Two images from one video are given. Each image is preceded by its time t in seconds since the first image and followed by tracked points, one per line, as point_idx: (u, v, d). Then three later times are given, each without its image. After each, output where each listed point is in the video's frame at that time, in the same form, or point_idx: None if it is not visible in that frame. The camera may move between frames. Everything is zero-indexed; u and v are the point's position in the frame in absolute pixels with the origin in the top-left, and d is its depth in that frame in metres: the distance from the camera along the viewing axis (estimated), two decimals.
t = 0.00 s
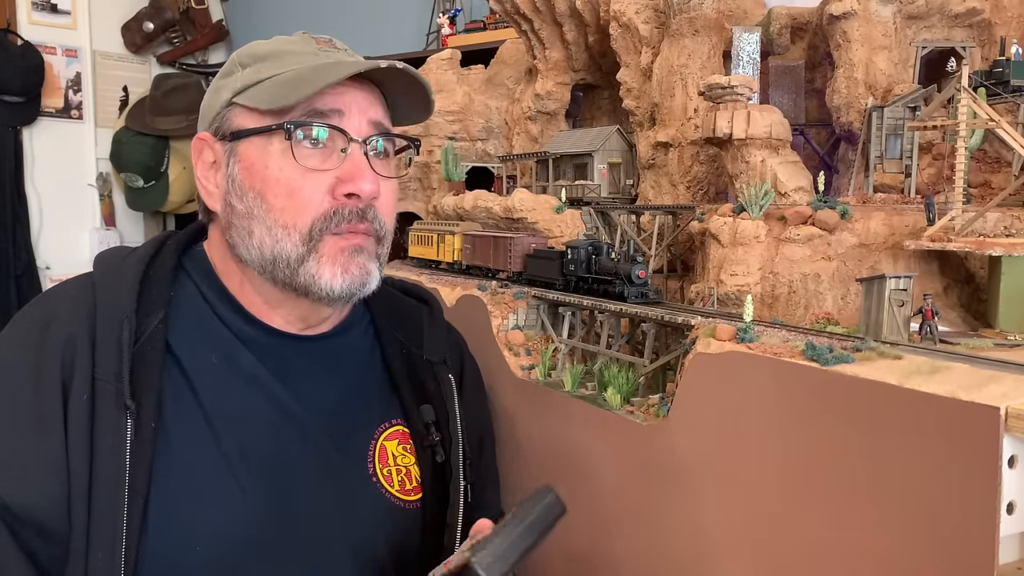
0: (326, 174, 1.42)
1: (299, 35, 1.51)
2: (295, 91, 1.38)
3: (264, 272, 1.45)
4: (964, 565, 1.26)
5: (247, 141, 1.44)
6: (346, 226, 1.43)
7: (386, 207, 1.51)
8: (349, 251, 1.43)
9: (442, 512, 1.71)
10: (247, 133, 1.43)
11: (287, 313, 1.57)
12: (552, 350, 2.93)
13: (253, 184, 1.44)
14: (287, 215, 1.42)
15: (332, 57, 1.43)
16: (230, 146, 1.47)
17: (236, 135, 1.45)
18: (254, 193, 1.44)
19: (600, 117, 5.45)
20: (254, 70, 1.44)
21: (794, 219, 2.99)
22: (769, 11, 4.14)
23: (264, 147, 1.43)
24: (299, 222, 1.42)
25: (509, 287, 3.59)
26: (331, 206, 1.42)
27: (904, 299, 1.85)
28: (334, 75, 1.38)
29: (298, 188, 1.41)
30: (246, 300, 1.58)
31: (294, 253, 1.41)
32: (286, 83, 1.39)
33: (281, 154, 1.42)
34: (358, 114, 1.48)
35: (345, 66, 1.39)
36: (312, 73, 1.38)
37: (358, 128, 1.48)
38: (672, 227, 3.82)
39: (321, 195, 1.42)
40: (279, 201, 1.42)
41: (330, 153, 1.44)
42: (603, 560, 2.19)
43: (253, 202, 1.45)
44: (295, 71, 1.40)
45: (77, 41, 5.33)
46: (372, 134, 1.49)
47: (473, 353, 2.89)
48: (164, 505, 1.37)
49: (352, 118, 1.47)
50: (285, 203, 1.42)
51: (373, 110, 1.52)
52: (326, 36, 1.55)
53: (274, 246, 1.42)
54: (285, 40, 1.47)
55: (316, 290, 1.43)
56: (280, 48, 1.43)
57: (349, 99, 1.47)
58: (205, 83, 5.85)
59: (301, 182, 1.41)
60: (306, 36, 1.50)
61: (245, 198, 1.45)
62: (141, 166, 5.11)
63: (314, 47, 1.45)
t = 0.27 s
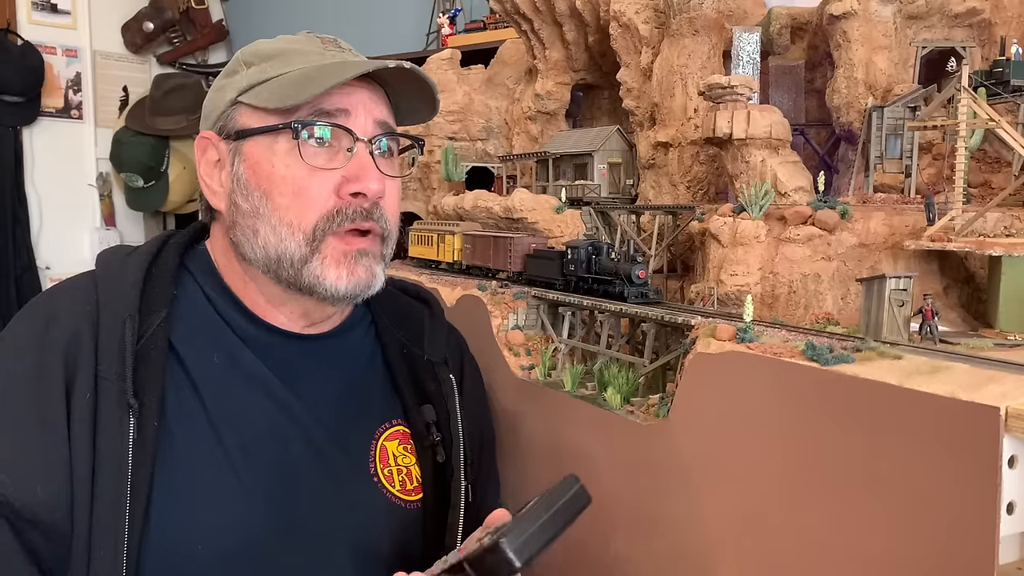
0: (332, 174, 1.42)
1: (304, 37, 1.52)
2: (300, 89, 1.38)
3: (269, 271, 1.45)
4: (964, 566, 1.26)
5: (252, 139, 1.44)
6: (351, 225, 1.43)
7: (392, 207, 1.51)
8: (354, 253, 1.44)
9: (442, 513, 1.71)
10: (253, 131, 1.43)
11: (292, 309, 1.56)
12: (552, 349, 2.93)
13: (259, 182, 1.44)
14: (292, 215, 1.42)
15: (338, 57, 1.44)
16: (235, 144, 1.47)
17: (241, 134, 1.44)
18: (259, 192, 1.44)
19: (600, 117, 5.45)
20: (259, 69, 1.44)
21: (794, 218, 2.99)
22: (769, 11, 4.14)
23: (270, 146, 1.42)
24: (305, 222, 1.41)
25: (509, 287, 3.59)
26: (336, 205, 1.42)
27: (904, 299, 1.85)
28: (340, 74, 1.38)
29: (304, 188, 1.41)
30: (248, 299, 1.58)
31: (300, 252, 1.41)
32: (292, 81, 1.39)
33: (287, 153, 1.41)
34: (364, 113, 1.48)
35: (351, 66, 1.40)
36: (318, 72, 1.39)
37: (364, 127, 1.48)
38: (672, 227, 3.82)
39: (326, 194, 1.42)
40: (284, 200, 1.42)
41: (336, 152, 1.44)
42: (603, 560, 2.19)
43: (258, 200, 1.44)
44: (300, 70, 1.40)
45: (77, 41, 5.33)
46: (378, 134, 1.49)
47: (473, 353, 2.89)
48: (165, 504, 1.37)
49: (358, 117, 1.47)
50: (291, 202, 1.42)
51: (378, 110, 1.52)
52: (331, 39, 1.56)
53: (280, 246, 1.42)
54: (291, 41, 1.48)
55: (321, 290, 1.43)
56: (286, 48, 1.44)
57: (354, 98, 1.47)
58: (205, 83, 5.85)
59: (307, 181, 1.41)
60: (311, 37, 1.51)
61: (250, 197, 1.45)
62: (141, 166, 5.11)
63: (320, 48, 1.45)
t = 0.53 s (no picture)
0: (314, 181, 1.42)
1: (294, 36, 1.49)
2: (285, 98, 1.37)
3: (260, 277, 1.46)
4: (965, 567, 1.26)
5: (240, 146, 1.45)
6: (335, 233, 1.43)
7: (383, 210, 1.50)
8: (341, 260, 1.43)
9: (444, 515, 1.72)
10: (240, 137, 1.43)
11: (290, 314, 1.56)
12: (553, 349, 2.93)
13: (247, 189, 1.45)
14: (276, 222, 1.42)
15: (326, 58, 1.41)
16: (226, 151, 1.48)
17: (230, 140, 1.45)
18: (247, 199, 1.45)
19: (600, 117, 5.45)
20: (248, 73, 1.42)
21: (794, 219, 2.99)
22: (769, 11, 4.14)
23: (256, 152, 1.43)
24: (290, 229, 1.42)
25: (509, 287, 3.59)
26: (320, 211, 1.42)
27: (904, 299, 1.85)
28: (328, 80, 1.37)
29: (287, 195, 1.41)
30: (249, 301, 1.58)
31: (283, 258, 1.42)
32: (279, 87, 1.37)
33: (272, 160, 1.42)
34: (350, 116, 1.47)
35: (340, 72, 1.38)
36: (306, 77, 1.37)
37: (351, 131, 1.47)
38: (672, 227, 3.82)
39: (310, 200, 1.41)
40: (269, 207, 1.43)
41: (321, 159, 1.44)
42: (603, 561, 2.19)
43: (247, 207, 1.45)
44: (286, 76, 1.38)
45: (77, 41, 5.33)
46: (366, 136, 1.48)
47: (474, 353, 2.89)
48: (167, 504, 1.37)
49: (344, 122, 1.46)
50: (275, 210, 1.42)
51: (366, 113, 1.50)
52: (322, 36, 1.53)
53: (264, 252, 1.43)
54: (280, 41, 1.46)
55: (308, 297, 1.44)
56: (275, 50, 1.42)
57: (339, 104, 1.46)
58: (205, 83, 5.85)
59: (291, 188, 1.41)
60: (301, 36, 1.48)
61: (239, 203, 1.46)
62: (141, 166, 5.11)
63: (308, 49, 1.43)
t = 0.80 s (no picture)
0: (323, 197, 1.41)
1: (308, 40, 1.47)
2: (296, 111, 1.36)
3: (264, 287, 1.47)
4: (964, 567, 1.26)
5: (248, 154, 1.43)
6: (342, 250, 1.42)
7: (390, 226, 1.49)
8: (346, 276, 1.44)
9: (445, 519, 1.72)
10: (249, 146, 1.42)
11: (291, 322, 1.55)
12: (553, 349, 2.93)
13: (254, 200, 1.44)
14: (284, 235, 1.42)
15: (339, 70, 1.40)
16: (234, 157, 1.46)
17: (239, 147, 1.43)
18: (255, 209, 1.44)
19: (600, 117, 5.45)
20: (259, 78, 1.41)
21: (794, 219, 2.99)
22: (769, 11, 4.14)
23: (265, 164, 1.42)
24: (297, 244, 1.42)
25: (509, 287, 3.59)
26: (328, 227, 1.41)
27: (904, 299, 1.86)
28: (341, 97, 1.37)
29: (297, 209, 1.41)
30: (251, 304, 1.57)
31: (291, 272, 1.42)
32: (291, 100, 1.37)
33: (281, 172, 1.41)
34: (362, 131, 1.45)
35: (353, 89, 1.38)
36: (318, 91, 1.36)
37: (362, 147, 1.45)
38: (672, 227, 3.82)
39: (319, 216, 1.41)
40: (278, 220, 1.42)
41: (331, 174, 1.43)
42: (604, 562, 2.19)
43: (254, 217, 1.45)
44: (298, 88, 1.37)
45: (77, 41, 5.33)
46: (377, 152, 1.47)
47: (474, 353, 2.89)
48: (168, 509, 1.37)
49: (356, 137, 1.44)
50: (283, 223, 1.42)
51: (379, 129, 1.49)
52: (336, 40, 1.51)
53: (271, 264, 1.44)
54: (294, 47, 1.44)
55: (312, 311, 1.44)
56: (287, 59, 1.41)
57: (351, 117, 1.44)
58: (205, 83, 5.85)
59: (300, 203, 1.41)
60: (315, 41, 1.46)
61: (247, 213, 1.46)
62: (141, 166, 5.11)
63: (322, 60, 1.42)
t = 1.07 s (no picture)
0: (284, 221, 1.36)
1: (302, 51, 1.37)
2: (255, 144, 1.33)
3: (235, 295, 1.47)
4: (964, 566, 1.26)
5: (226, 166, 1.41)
6: (300, 276, 1.38)
7: (359, 256, 1.42)
8: (303, 302, 1.39)
9: (447, 517, 1.72)
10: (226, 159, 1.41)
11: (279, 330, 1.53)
12: (553, 349, 2.93)
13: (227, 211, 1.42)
14: (246, 253, 1.39)
15: (310, 100, 1.32)
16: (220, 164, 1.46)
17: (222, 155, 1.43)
18: (227, 221, 1.43)
19: (600, 117, 5.45)
20: (244, 90, 1.37)
21: (794, 219, 2.99)
22: (769, 11, 4.15)
23: (235, 178, 1.40)
24: (257, 265, 1.39)
25: (509, 287, 3.60)
26: (287, 252, 1.37)
27: (904, 299, 1.86)
28: (297, 138, 1.30)
29: (260, 229, 1.37)
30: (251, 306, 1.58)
31: (250, 290, 1.40)
32: (254, 127, 1.33)
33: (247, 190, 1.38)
34: (328, 163, 1.38)
35: (314, 130, 1.31)
36: (277, 126, 1.31)
37: (327, 177, 1.38)
38: (672, 227, 3.82)
39: (278, 240, 1.37)
40: (242, 237, 1.40)
41: (296, 199, 1.37)
42: (604, 561, 2.19)
43: (227, 228, 1.43)
44: (267, 116, 1.32)
45: (77, 41, 5.33)
46: (345, 184, 1.38)
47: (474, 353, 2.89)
48: (169, 510, 1.37)
49: (322, 168, 1.37)
50: (247, 240, 1.39)
51: (351, 160, 1.39)
52: (337, 50, 1.38)
53: (237, 277, 1.42)
54: (282, 60, 1.36)
55: (272, 329, 1.42)
56: (271, 77, 1.34)
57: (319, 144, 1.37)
58: (205, 83, 5.85)
59: (259, 223, 1.37)
60: (307, 55, 1.35)
61: (223, 223, 1.45)
62: (141, 165, 5.11)
63: (301, 82, 1.33)
